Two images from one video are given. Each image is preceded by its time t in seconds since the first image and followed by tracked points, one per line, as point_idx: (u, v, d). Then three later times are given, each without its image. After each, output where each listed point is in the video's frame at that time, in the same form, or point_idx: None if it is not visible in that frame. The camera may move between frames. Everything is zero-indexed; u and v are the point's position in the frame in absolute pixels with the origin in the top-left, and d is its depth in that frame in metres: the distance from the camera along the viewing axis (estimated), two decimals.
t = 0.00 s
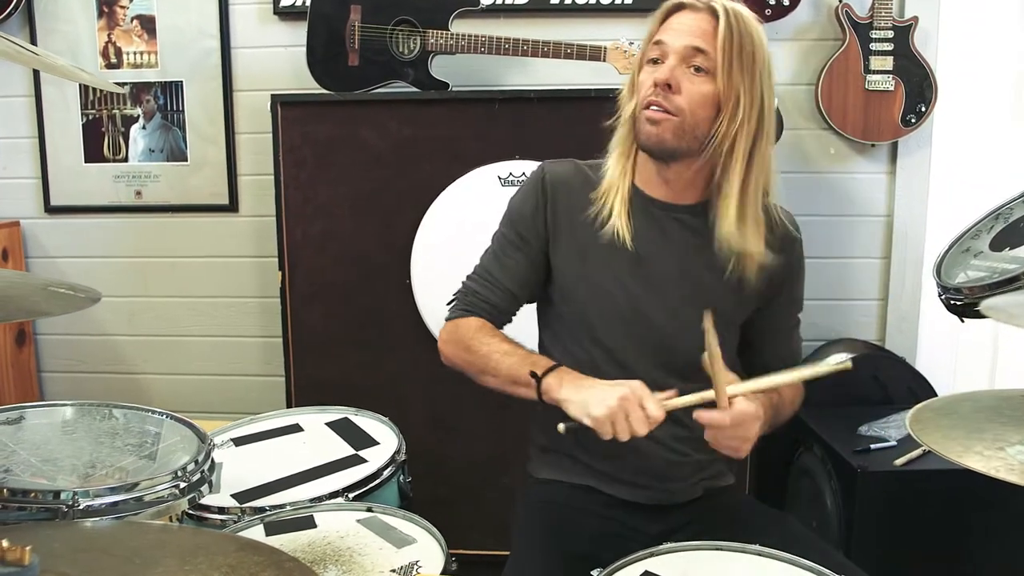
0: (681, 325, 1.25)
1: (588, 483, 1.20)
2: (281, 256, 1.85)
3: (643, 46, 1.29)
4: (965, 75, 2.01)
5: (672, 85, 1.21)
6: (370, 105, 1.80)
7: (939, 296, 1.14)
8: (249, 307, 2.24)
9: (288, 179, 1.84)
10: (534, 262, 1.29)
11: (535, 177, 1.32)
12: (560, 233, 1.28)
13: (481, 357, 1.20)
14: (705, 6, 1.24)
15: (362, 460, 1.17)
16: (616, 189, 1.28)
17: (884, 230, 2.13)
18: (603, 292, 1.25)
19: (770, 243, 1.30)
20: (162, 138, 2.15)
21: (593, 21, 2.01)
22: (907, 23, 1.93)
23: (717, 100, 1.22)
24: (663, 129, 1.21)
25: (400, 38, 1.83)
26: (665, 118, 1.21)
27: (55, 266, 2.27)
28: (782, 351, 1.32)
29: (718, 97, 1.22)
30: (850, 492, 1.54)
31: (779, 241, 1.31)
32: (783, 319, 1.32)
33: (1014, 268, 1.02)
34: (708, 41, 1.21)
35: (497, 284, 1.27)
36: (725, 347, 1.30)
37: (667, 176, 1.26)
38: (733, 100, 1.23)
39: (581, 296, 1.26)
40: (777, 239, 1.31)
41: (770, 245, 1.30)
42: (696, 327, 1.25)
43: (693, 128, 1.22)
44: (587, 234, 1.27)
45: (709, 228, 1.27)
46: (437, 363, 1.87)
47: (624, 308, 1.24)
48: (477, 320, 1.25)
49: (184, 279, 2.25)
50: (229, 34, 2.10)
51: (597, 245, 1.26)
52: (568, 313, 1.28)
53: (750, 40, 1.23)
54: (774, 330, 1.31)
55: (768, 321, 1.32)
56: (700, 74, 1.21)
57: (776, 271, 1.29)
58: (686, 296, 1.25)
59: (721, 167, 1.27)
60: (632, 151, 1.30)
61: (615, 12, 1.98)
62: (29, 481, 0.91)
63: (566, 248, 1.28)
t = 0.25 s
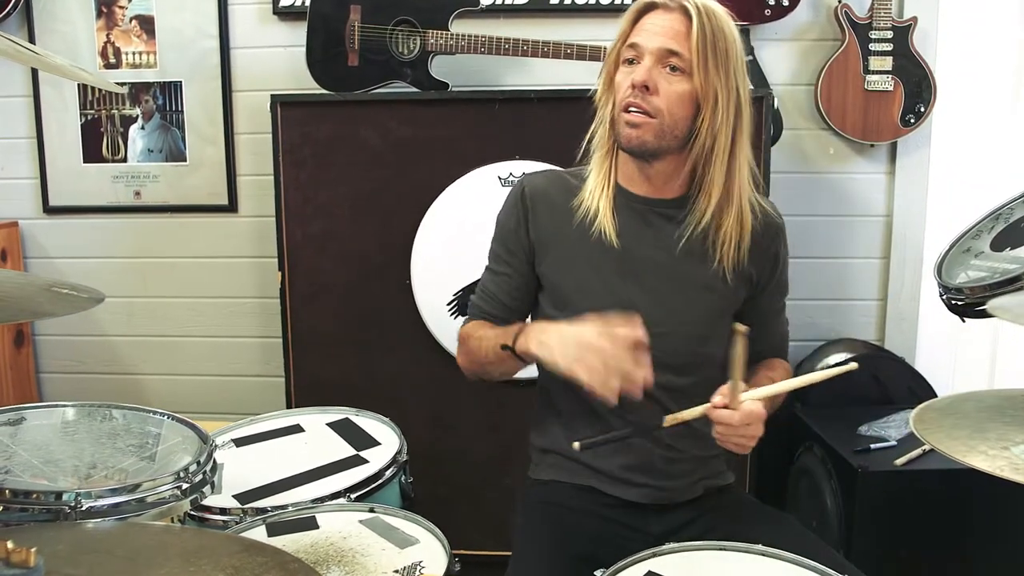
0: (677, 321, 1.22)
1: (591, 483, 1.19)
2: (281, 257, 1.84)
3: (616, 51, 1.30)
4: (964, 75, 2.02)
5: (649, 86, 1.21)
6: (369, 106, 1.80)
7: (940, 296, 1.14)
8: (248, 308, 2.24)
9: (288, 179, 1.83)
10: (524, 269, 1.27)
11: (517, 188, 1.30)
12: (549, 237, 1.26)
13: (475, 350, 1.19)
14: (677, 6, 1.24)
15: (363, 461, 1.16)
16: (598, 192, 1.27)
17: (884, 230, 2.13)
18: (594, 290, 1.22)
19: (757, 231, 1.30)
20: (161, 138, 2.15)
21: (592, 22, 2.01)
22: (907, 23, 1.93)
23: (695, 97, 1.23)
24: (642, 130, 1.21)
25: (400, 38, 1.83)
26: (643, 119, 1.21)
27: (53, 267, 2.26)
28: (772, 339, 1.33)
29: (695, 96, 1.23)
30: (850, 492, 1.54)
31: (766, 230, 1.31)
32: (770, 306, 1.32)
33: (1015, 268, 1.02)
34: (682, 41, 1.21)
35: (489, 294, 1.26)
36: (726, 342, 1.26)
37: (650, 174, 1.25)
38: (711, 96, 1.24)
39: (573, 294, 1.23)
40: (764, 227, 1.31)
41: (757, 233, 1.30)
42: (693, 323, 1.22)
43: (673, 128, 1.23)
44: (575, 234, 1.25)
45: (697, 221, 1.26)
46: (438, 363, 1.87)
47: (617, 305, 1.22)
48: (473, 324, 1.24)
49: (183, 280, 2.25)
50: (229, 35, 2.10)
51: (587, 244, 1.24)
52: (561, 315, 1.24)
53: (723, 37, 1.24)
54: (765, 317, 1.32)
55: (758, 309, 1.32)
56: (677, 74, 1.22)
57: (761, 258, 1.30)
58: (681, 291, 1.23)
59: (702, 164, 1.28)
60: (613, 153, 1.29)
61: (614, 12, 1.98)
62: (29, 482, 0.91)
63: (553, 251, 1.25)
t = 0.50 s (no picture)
0: (683, 318, 1.22)
1: (595, 484, 1.19)
2: (281, 257, 1.84)
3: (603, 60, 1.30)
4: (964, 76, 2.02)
5: (633, 90, 1.21)
6: (369, 106, 1.79)
7: (941, 296, 1.14)
8: (248, 308, 2.24)
9: (288, 180, 1.83)
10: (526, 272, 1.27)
11: (518, 190, 1.30)
12: (551, 239, 1.26)
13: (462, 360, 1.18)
14: (653, 7, 1.22)
15: (365, 462, 1.16)
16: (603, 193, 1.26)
17: (883, 231, 2.14)
18: (599, 289, 1.22)
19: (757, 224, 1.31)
20: (161, 139, 2.15)
21: (592, 22, 2.01)
22: (906, 24, 1.93)
23: (680, 96, 1.22)
24: (631, 135, 1.21)
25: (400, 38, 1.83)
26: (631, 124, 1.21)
27: (53, 268, 2.26)
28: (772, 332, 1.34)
29: (679, 95, 1.22)
30: (851, 492, 1.54)
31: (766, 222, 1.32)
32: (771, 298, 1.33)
33: (1017, 268, 1.02)
34: (660, 41, 1.20)
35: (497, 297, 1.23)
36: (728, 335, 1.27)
37: (650, 176, 1.26)
38: (694, 93, 1.23)
39: (577, 294, 1.23)
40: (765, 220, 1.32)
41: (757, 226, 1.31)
42: (697, 319, 1.23)
43: (660, 129, 1.22)
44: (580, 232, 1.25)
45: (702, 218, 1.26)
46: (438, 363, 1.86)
47: (621, 305, 1.21)
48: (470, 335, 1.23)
49: (182, 280, 2.24)
50: (228, 35, 2.10)
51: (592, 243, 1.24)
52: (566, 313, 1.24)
53: (703, 34, 1.22)
54: (767, 308, 1.33)
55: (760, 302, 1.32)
56: (660, 75, 1.21)
57: (762, 252, 1.31)
58: (685, 288, 1.23)
59: (697, 161, 1.27)
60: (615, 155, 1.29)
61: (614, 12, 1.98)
62: (31, 483, 0.91)
63: (558, 250, 1.25)
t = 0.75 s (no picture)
0: (686, 325, 1.22)
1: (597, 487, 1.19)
2: (281, 258, 1.84)
3: (605, 68, 1.29)
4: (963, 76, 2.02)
5: (649, 93, 1.20)
6: (370, 106, 1.79)
7: (943, 296, 1.14)
8: (247, 309, 2.24)
9: (289, 181, 1.83)
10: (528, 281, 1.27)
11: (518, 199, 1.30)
12: (554, 247, 1.26)
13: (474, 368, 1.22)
14: (662, 9, 1.22)
15: (367, 463, 1.16)
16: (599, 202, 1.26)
17: (883, 231, 2.14)
18: (601, 298, 1.22)
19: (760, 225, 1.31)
20: (161, 140, 2.14)
21: (592, 23, 2.01)
22: (906, 25, 1.94)
23: (694, 99, 1.22)
24: (650, 139, 1.20)
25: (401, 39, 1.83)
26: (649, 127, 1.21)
27: (52, 268, 2.25)
28: (776, 335, 1.34)
29: (695, 97, 1.22)
30: (851, 492, 1.54)
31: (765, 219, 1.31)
32: (775, 300, 1.32)
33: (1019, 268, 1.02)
34: (674, 43, 1.20)
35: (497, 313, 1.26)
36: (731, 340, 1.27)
37: (657, 182, 1.25)
38: (709, 94, 1.23)
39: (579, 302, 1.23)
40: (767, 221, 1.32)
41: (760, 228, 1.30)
42: (701, 326, 1.22)
43: (675, 132, 1.22)
44: (579, 241, 1.24)
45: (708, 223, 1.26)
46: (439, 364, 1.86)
47: (625, 312, 1.21)
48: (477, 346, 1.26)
49: (182, 281, 2.24)
50: (228, 36, 2.09)
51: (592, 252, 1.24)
52: (569, 321, 1.24)
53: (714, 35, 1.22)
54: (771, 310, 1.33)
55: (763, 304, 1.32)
56: (675, 77, 1.21)
57: (767, 254, 1.30)
58: (689, 295, 1.22)
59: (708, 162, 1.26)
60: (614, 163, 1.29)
61: (614, 13, 1.98)
62: (33, 485, 0.91)
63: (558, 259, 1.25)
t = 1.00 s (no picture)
0: (692, 329, 1.22)
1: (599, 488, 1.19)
2: (281, 260, 1.84)
3: (593, 73, 1.29)
4: (962, 78, 2.03)
5: (646, 95, 1.20)
6: (369, 108, 1.80)
7: (943, 297, 1.14)
8: (247, 311, 2.23)
9: (288, 182, 1.83)
10: (532, 284, 1.26)
11: (524, 200, 1.28)
12: (560, 251, 1.25)
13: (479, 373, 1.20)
14: (642, 15, 1.23)
15: (369, 465, 1.16)
16: (605, 205, 1.25)
17: (882, 233, 2.14)
18: (607, 301, 1.21)
19: (763, 226, 1.31)
20: (160, 141, 2.14)
21: (591, 25, 2.01)
22: (904, 27, 1.94)
23: (690, 95, 1.22)
24: (653, 138, 1.20)
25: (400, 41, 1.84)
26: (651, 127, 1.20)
27: (50, 270, 2.25)
28: (778, 338, 1.34)
29: (691, 93, 1.21)
30: (851, 493, 1.54)
31: (763, 217, 1.32)
32: (778, 303, 1.33)
33: (1020, 269, 1.02)
34: (663, 43, 1.20)
35: (495, 313, 1.25)
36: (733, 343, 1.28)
37: (665, 186, 1.25)
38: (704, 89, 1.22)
39: (585, 305, 1.22)
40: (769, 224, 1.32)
41: (763, 229, 1.31)
42: (706, 330, 1.23)
43: (676, 129, 1.21)
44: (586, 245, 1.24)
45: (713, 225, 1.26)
46: (439, 366, 1.86)
47: (632, 316, 1.21)
48: (474, 339, 1.24)
49: (181, 283, 2.24)
50: (227, 37, 2.09)
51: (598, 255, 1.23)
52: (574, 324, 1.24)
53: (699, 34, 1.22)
54: (770, 315, 1.33)
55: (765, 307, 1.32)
56: (666, 76, 1.21)
57: (769, 255, 1.31)
58: (695, 299, 1.22)
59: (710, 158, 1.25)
60: (616, 164, 1.28)
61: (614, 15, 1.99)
62: (34, 488, 0.90)
63: (566, 262, 1.25)
